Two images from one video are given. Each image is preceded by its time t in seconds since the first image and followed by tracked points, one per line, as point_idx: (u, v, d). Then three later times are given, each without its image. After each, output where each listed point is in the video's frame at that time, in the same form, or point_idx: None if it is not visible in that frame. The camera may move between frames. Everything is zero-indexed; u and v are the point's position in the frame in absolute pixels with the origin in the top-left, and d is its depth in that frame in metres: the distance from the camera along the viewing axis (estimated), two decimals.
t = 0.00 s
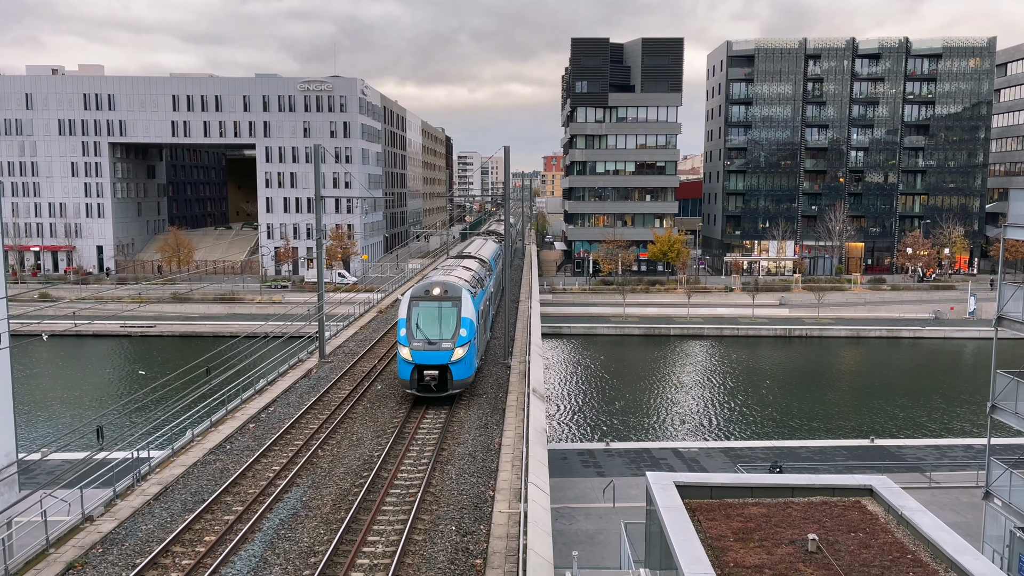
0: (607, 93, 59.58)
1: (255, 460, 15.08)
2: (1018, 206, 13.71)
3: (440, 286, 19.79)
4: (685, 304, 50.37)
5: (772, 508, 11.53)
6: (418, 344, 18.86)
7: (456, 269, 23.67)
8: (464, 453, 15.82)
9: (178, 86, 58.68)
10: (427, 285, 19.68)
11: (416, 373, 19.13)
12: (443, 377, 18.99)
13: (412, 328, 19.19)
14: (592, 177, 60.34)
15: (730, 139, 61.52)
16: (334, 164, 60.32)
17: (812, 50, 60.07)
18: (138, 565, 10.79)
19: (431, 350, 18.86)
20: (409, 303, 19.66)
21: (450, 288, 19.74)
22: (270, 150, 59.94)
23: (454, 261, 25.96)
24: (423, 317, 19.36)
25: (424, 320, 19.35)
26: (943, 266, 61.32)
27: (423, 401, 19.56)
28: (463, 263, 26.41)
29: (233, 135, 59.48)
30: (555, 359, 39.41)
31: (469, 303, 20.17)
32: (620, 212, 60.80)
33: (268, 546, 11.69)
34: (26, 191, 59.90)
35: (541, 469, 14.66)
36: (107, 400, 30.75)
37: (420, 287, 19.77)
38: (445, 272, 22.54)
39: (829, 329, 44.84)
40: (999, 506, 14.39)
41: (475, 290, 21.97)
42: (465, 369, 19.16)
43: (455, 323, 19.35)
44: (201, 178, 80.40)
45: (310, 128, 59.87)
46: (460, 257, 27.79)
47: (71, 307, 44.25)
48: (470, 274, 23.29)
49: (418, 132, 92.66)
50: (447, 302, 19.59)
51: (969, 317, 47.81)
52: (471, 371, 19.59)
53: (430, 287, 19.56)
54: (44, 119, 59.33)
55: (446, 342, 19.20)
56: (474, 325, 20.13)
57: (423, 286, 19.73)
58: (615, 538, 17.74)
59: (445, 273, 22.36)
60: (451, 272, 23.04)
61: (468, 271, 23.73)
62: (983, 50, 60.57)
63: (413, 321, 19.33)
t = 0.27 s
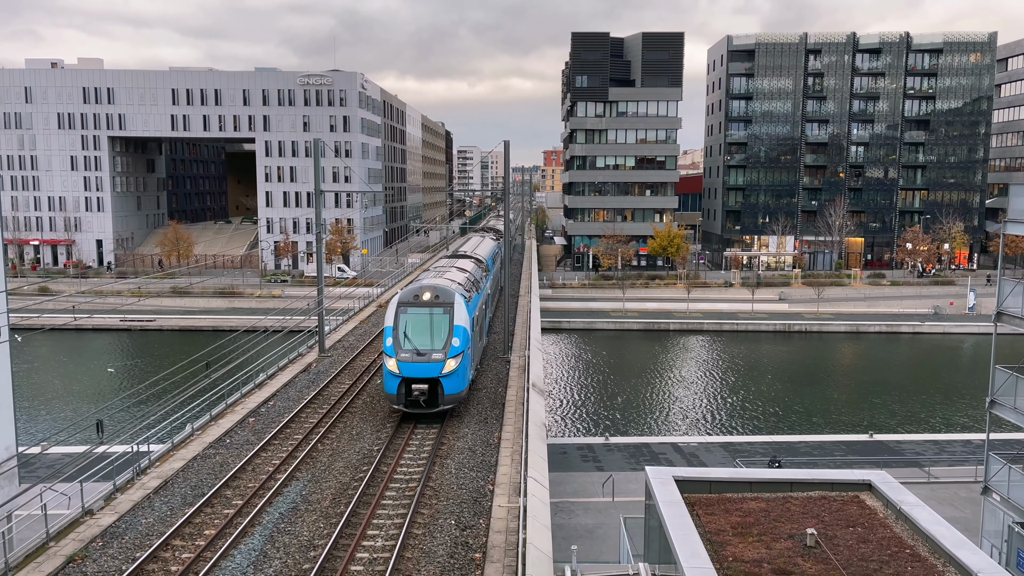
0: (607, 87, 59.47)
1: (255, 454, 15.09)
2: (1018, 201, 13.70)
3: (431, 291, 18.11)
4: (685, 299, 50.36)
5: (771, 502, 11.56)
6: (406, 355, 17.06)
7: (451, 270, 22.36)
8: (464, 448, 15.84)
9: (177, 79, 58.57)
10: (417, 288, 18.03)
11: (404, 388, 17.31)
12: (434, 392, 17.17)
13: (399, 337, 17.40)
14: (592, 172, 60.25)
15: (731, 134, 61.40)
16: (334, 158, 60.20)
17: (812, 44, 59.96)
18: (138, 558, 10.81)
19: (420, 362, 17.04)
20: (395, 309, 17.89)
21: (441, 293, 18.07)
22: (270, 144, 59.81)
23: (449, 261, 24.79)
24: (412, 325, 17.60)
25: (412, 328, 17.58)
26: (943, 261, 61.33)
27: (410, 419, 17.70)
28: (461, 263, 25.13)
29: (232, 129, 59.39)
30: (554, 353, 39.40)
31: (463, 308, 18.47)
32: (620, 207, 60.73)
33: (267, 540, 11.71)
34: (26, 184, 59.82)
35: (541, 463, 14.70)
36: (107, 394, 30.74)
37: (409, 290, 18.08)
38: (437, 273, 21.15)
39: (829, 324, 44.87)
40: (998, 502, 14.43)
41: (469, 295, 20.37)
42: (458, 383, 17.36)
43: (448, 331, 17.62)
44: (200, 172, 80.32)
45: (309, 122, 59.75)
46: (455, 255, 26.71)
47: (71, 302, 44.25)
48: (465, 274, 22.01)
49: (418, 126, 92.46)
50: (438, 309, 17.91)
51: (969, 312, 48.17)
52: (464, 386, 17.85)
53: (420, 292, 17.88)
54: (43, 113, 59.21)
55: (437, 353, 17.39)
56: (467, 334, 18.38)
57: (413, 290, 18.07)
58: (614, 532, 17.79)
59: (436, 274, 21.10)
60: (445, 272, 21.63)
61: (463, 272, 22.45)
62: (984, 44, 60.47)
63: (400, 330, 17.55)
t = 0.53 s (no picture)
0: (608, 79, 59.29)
1: (255, 446, 15.12)
2: (1018, 193, 13.63)
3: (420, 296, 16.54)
4: (686, 291, 50.36)
5: (770, 494, 11.58)
6: (392, 367, 15.43)
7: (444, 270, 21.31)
8: (464, 439, 15.86)
9: (177, 71, 58.40)
10: (404, 292, 16.44)
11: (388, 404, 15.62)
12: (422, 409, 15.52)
13: (384, 348, 15.74)
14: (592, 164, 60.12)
15: (731, 127, 61.25)
16: (334, 150, 60.03)
17: (814, 36, 59.76)
18: (139, 549, 10.83)
19: (407, 375, 15.40)
20: (380, 316, 16.24)
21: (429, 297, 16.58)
22: (270, 136, 59.68)
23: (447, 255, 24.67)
24: (398, 334, 15.93)
25: (399, 336, 15.93)
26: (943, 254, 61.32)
27: (395, 435, 16.10)
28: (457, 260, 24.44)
29: (232, 121, 59.21)
30: (555, 346, 39.39)
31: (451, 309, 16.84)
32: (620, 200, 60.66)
33: (267, 531, 11.73)
34: (26, 176, 59.72)
35: (541, 456, 14.77)
36: (108, 385, 30.78)
37: (394, 295, 16.47)
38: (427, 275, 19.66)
39: (830, 317, 44.86)
40: (996, 494, 14.45)
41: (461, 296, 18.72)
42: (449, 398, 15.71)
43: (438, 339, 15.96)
44: (201, 164, 80.18)
45: (310, 113, 59.57)
46: (453, 249, 26.50)
47: (71, 293, 44.26)
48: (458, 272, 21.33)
49: (418, 118, 92.22)
50: (428, 314, 16.27)
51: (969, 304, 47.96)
52: (456, 400, 16.24)
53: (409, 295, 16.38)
54: (43, 104, 59.06)
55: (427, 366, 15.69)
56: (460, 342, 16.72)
57: (399, 294, 16.48)
58: (614, 524, 17.84)
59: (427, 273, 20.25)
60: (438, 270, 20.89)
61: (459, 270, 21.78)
62: (986, 37, 60.23)
63: (385, 339, 15.87)
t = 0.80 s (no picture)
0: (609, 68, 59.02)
1: (256, 434, 15.16)
2: (1020, 183, 13.57)
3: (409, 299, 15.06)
4: (687, 281, 50.32)
5: (770, 483, 11.61)
6: (374, 382, 13.62)
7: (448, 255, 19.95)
8: (465, 428, 15.88)
9: (177, 58, 58.19)
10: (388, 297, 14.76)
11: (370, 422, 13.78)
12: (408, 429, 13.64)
13: (365, 359, 13.99)
14: (593, 153, 59.91)
15: (733, 115, 60.98)
16: (335, 138, 59.82)
17: (816, 24, 59.42)
18: (142, 536, 10.89)
19: (391, 390, 13.59)
20: (362, 324, 14.53)
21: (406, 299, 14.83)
22: (271, 124, 59.51)
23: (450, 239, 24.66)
24: (381, 343, 14.18)
25: (383, 347, 14.15)
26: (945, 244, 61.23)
27: (380, 457, 14.24)
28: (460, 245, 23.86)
29: (232, 109, 59.00)
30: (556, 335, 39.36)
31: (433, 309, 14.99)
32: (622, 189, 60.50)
33: (269, 518, 11.77)
34: (26, 163, 59.60)
35: (542, 445, 14.83)
36: (109, 374, 30.84)
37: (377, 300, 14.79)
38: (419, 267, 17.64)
39: (831, 307, 44.81)
40: (996, 483, 14.47)
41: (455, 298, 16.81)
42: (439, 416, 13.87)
43: (426, 350, 14.11)
44: (201, 152, 80.01)
45: (310, 102, 59.35)
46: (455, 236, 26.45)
47: (73, 281, 44.30)
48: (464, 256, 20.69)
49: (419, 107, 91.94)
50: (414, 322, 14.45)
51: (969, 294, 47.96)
52: (447, 419, 14.37)
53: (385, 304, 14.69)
54: (43, 91, 58.85)
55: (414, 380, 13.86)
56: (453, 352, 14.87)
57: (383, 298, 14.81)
58: (614, 512, 17.90)
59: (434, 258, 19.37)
60: (443, 256, 20.11)
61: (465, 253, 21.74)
62: (989, 25, 59.89)
63: (368, 349, 14.14)
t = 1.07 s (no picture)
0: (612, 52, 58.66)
1: (260, 419, 15.23)
2: None
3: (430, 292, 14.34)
4: (689, 266, 50.25)
5: (771, 468, 11.66)
6: (352, 400, 11.93)
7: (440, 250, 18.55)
8: (467, 413, 15.91)
9: (178, 42, 57.95)
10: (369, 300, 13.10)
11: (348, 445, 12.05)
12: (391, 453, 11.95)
13: (342, 373, 12.31)
14: (596, 138, 59.67)
15: (737, 101, 60.67)
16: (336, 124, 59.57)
17: (821, 9, 58.93)
18: (147, 519, 10.98)
19: (372, 410, 11.87)
20: (340, 331, 12.84)
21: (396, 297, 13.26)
22: (273, 109, 59.30)
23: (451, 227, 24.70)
24: (361, 355, 12.52)
25: (364, 359, 12.48)
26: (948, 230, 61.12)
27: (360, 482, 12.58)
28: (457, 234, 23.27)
29: (234, 94, 58.80)
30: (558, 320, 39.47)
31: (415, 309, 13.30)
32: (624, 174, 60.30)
33: (272, 502, 11.85)
34: (28, 148, 59.52)
35: (544, 430, 14.88)
36: (113, 358, 30.93)
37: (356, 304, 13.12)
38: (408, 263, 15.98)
39: (833, 293, 44.75)
40: (996, 468, 14.51)
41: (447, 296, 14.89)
42: (427, 438, 12.19)
43: (413, 362, 12.42)
44: (203, 136, 79.83)
45: (312, 86, 59.07)
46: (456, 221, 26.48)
47: (76, 266, 44.37)
48: (460, 248, 20.19)
49: (421, 92, 91.54)
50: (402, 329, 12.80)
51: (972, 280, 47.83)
52: (436, 440, 12.66)
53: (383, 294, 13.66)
54: (45, 76, 58.63)
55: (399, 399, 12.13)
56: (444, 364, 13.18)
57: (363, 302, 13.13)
58: (615, 497, 17.98)
59: (426, 254, 18.26)
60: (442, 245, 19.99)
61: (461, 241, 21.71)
62: (995, 10, 59.38)
63: (346, 362, 12.46)
